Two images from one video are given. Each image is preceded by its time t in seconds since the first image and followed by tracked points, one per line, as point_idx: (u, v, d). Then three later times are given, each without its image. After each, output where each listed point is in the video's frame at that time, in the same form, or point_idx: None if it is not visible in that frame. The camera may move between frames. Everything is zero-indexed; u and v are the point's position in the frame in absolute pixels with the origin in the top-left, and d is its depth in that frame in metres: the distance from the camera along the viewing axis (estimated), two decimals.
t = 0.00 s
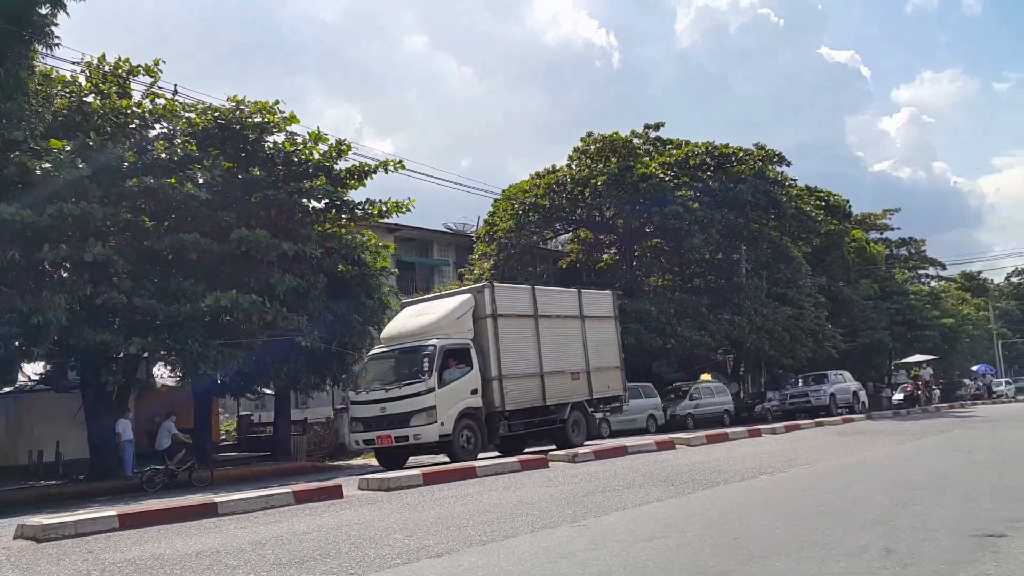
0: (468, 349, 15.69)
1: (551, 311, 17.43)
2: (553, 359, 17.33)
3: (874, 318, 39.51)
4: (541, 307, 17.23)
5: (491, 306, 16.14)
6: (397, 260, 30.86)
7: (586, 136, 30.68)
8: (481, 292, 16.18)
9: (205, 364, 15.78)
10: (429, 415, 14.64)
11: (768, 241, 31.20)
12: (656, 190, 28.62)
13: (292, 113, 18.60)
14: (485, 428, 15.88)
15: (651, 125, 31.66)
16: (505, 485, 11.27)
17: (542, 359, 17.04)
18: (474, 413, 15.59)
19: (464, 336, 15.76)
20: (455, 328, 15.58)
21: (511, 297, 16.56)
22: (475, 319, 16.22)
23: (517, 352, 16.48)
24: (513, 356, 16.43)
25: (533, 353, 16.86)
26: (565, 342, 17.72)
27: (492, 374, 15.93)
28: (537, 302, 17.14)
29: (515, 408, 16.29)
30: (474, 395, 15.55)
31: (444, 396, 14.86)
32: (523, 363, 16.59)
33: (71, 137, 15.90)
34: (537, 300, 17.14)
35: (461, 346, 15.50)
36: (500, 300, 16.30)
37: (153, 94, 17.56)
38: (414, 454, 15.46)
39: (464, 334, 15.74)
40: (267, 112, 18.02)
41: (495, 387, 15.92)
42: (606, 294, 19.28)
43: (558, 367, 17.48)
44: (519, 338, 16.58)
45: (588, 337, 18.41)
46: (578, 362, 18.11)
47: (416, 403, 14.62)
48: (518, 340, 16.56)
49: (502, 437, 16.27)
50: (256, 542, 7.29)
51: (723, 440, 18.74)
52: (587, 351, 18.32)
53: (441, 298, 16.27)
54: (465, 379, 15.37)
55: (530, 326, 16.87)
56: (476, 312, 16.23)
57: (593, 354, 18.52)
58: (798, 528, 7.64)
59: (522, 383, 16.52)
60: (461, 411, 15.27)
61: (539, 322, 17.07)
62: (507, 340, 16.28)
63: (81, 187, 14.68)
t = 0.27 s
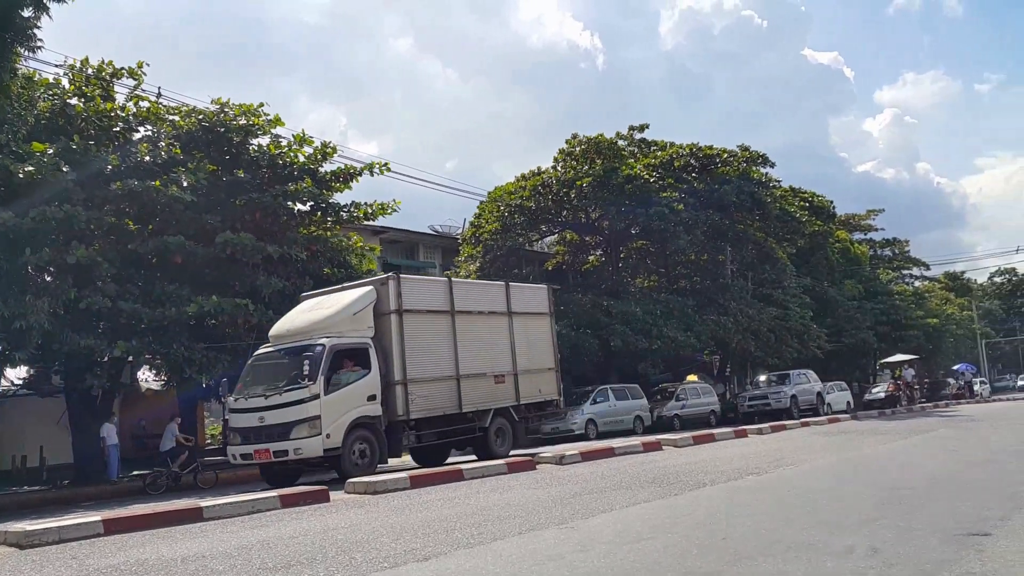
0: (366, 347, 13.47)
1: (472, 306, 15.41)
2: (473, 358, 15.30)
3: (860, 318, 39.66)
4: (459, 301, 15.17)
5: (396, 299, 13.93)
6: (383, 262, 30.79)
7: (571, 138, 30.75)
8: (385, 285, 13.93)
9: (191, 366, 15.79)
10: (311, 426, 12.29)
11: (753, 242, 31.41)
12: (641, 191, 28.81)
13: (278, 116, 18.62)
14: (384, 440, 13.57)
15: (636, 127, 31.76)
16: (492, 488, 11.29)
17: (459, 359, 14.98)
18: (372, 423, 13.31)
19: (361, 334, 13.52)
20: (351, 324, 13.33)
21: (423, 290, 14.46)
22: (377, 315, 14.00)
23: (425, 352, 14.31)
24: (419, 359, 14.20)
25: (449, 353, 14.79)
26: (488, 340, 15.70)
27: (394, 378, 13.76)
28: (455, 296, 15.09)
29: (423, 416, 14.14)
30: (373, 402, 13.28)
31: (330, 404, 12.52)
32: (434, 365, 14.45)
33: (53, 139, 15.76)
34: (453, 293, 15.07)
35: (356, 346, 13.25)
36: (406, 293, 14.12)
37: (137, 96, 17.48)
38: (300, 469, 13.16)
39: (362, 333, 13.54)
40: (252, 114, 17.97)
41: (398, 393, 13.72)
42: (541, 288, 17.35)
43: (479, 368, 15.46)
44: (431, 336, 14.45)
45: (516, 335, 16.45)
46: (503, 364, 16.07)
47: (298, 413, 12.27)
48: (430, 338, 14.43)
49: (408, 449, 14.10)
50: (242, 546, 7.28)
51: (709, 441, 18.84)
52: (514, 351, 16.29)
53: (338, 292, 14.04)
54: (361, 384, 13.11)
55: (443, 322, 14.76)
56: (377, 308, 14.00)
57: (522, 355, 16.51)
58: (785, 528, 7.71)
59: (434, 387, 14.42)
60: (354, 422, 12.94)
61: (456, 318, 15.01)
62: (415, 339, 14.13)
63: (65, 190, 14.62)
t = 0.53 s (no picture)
0: (254, 347, 11.79)
1: (391, 298, 13.57)
2: (391, 359, 13.45)
3: (853, 320, 39.81)
4: (375, 293, 13.33)
5: (293, 291, 12.13)
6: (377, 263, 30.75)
7: (566, 139, 30.79)
8: (280, 274, 12.15)
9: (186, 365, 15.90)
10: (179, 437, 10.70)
11: (748, 244, 31.40)
12: (636, 193, 28.79)
13: (272, 116, 18.64)
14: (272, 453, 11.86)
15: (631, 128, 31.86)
16: (485, 489, 11.32)
17: (374, 358, 13.15)
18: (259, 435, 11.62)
19: (249, 330, 11.84)
20: (236, 320, 11.67)
21: (329, 281, 12.66)
22: (271, 310, 12.26)
23: (333, 351, 12.54)
24: (322, 359, 12.40)
25: (360, 353, 12.95)
26: (412, 336, 13.89)
27: (288, 382, 11.99)
28: (370, 287, 13.25)
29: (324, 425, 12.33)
30: (257, 410, 11.59)
31: (200, 412, 10.90)
32: (342, 366, 12.66)
33: (48, 138, 15.76)
34: (368, 284, 13.22)
35: (239, 344, 11.59)
36: (307, 284, 12.30)
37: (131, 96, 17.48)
38: (175, 485, 11.57)
39: (250, 329, 11.85)
40: (246, 114, 17.99)
41: (293, 399, 11.95)
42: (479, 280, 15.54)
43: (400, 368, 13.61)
44: (335, 333, 12.60)
45: (447, 331, 14.59)
46: (429, 363, 14.19)
47: (164, 423, 10.69)
48: (335, 336, 12.60)
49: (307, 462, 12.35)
50: (235, 546, 7.29)
51: (703, 443, 18.90)
52: (446, 349, 14.49)
53: (230, 282, 12.36)
54: (243, 389, 11.44)
55: (354, 317, 12.93)
56: (273, 300, 12.25)
57: (453, 353, 14.66)
58: (778, 530, 7.76)
59: (339, 391, 12.60)
60: (234, 434, 11.31)
61: (411, 312, 13.94)
62: (317, 337, 12.35)
63: (59, 189, 14.63)
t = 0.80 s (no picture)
0: (126, 339, 10.53)
1: (303, 290, 12.19)
2: (303, 357, 12.11)
3: (855, 323, 39.81)
4: (284, 283, 11.96)
5: (178, 276, 10.74)
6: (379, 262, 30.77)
7: (568, 140, 30.79)
8: (163, 257, 10.81)
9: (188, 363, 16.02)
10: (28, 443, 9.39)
11: (750, 246, 31.47)
12: (638, 195, 28.80)
13: (275, 116, 18.58)
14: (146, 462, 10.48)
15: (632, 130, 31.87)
16: (485, 489, 11.35)
17: (280, 356, 11.80)
18: (129, 443, 10.30)
19: (122, 320, 10.55)
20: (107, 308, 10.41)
21: (230, 267, 11.33)
22: (151, 298, 10.98)
23: (230, 346, 11.23)
24: (214, 356, 11.07)
25: (265, 349, 11.61)
26: (331, 332, 12.55)
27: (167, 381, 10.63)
28: (277, 276, 11.88)
29: (214, 428, 10.96)
30: (127, 413, 10.26)
31: (55, 413, 9.61)
32: (241, 363, 11.34)
33: (52, 136, 15.88)
34: (276, 272, 11.87)
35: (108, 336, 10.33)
36: (196, 269, 10.93)
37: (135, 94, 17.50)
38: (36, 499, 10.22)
39: (124, 319, 10.60)
40: (249, 114, 18.01)
41: (172, 399, 10.57)
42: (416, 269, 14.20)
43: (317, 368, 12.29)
44: (235, 326, 11.31)
45: (375, 327, 13.25)
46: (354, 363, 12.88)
47: (7, 426, 9.35)
48: (233, 329, 11.29)
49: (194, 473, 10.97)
50: (235, 545, 7.31)
51: (703, 445, 18.92)
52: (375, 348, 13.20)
53: (111, 266, 11.05)
54: (112, 388, 10.17)
55: (258, 308, 11.60)
56: (156, 288, 10.93)
57: (380, 351, 13.30)
58: (779, 532, 7.78)
59: (236, 389, 11.25)
60: (93, 441, 9.98)
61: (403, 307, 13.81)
62: (206, 330, 11.00)
63: (62, 186, 14.88)
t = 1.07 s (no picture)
0: None
1: (203, 285, 11.47)
2: (203, 357, 11.38)
3: (863, 318, 39.73)
4: (174, 277, 11.18)
5: (42, 268, 9.77)
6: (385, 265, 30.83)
7: (571, 140, 30.77)
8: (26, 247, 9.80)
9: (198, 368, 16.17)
10: None
11: (755, 242, 31.47)
12: (642, 193, 28.81)
13: (278, 121, 18.70)
14: None
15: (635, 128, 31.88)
16: (494, 489, 11.39)
17: (170, 360, 10.99)
18: None
19: None
20: None
21: (109, 258, 10.48)
22: (15, 293, 9.94)
23: (110, 348, 10.39)
24: (88, 360, 10.15)
25: (152, 350, 10.80)
26: (241, 331, 11.90)
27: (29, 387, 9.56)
28: (165, 269, 11.09)
29: (89, 440, 10.01)
30: None
31: None
32: (119, 366, 10.47)
33: (58, 145, 16.03)
34: (167, 265, 11.10)
35: None
36: (64, 261, 9.99)
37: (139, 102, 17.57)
38: None
39: None
40: (253, 120, 18.07)
41: (36, 408, 9.53)
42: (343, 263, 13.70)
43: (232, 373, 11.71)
44: (117, 325, 10.48)
45: (295, 325, 12.69)
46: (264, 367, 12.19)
47: None
48: (110, 328, 10.43)
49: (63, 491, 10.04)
50: (247, 547, 7.37)
51: (712, 442, 18.93)
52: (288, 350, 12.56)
53: None
54: None
55: (144, 304, 10.79)
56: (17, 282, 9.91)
57: (295, 353, 12.64)
58: (788, 528, 7.80)
59: (117, 396, 10.37)
60: None
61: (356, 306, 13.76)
62: (79, 329, 10.09)
63: (68, 196, 15.02)
